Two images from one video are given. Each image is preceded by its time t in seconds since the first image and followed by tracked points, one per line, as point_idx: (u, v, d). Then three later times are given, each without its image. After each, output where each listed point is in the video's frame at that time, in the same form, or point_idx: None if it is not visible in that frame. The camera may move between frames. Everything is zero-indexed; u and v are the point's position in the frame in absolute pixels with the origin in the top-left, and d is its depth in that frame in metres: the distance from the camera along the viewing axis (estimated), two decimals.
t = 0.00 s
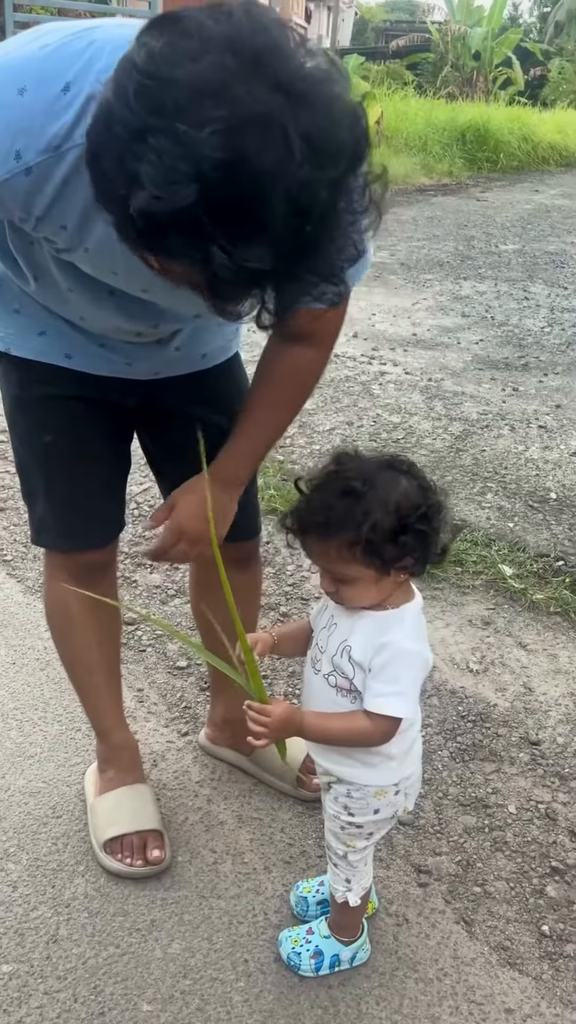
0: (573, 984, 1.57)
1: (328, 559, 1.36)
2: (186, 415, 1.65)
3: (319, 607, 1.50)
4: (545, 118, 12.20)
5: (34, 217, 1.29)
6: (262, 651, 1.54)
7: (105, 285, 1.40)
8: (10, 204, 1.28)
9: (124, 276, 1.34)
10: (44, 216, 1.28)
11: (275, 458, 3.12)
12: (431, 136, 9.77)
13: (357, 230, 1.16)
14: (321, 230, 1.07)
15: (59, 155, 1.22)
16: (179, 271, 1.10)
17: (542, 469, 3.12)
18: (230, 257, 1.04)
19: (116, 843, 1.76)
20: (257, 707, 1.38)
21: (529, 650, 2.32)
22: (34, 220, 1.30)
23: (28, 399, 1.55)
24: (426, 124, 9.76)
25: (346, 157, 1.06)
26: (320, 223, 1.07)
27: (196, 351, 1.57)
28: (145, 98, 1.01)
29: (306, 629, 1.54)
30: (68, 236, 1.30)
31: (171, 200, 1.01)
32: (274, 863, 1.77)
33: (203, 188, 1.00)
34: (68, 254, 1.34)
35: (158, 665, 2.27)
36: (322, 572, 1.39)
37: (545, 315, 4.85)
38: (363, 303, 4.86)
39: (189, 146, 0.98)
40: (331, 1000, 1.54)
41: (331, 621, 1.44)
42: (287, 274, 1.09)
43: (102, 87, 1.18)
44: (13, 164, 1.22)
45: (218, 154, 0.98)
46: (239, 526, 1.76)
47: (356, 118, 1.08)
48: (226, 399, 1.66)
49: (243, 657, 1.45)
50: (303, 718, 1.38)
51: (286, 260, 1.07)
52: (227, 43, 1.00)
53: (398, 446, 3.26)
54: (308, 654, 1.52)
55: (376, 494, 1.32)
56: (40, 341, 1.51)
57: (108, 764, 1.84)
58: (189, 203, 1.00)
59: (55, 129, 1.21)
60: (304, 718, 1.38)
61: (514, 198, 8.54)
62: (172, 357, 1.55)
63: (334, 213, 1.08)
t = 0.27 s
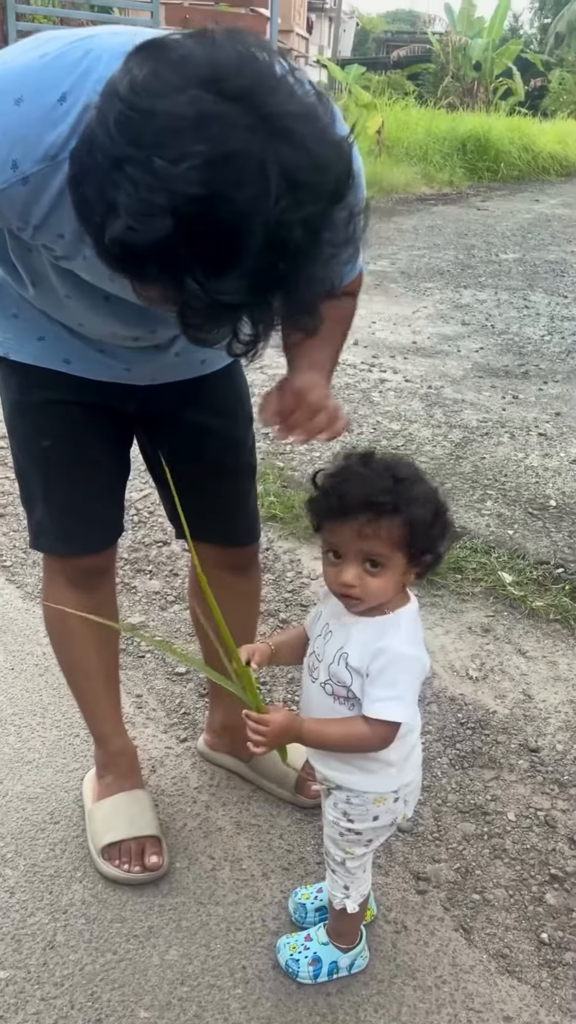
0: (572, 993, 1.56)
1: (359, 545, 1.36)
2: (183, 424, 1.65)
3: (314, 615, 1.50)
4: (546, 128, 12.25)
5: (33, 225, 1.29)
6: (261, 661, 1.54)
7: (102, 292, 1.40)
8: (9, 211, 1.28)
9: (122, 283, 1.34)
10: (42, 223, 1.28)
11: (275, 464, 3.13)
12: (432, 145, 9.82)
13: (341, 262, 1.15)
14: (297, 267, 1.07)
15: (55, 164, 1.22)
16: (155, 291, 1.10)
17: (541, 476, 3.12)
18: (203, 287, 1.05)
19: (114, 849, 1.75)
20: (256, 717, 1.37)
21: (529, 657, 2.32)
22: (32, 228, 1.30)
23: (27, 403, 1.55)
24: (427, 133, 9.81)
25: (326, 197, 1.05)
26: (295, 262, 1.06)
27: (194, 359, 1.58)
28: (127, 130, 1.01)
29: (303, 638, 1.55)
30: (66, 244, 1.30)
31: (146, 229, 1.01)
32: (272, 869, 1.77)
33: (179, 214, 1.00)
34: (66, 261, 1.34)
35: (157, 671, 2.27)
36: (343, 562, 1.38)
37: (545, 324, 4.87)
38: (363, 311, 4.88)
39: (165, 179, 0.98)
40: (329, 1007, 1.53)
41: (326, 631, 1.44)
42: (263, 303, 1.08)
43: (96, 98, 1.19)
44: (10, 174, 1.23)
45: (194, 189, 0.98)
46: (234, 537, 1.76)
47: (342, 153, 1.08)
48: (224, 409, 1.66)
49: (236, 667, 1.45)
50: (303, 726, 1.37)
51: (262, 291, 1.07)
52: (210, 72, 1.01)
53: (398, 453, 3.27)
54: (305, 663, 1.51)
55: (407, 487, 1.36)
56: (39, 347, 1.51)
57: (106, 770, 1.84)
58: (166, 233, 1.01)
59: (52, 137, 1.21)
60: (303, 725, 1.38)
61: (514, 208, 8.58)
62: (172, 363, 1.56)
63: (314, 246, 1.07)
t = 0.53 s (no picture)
0: (570, 1003, 1.56)
1: (376, 542, 1.35)
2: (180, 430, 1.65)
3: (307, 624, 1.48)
4: (544, 139, 12.32)
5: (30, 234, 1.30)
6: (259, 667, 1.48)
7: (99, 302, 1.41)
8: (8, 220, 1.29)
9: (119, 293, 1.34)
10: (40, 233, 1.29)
11: (274, 473, 3.13)
12: (431, 156, 9.87)
13: (333, 266, 1.14)
14: (289, 269, 1.06)
15: (52, 173, 1.22)
16: (149, 301, 1.10)
17: (540, 485, 3.13)
18: (193, 292, 1.03)
19: (111, 858, 1.75)
20: (276, 730, 1.33)
21: (527, 666, 2.32)
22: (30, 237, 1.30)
23: (27, 412, 1.56)
24: (426, 144, 9.86)
25: (316, 196, 1.05)
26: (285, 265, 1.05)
27: (190, 368, 1.58)
28: (114, 137, 1.02)
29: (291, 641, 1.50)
30: (64, 253, 1.30)
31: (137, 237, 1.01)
32: (269, 879, 1.77)
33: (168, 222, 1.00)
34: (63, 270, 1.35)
35: (154, 679, 2.26)
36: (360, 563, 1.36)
37: (543, 333, 4.88)
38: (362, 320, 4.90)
39: (151, 185, 0.99)
40: (327, 1018, 1.53)
41: (330, 645, 1.42)
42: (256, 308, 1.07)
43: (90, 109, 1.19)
44: (7, 184, 1.24)
45: (179, 193, 0.98)
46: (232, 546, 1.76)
47: (330, 155, 1.08)
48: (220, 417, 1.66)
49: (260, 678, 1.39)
50: (318, 735, 1.35)
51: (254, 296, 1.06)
52: (197, 79, 1.02)
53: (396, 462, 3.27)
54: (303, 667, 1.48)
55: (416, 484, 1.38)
56: (38, 357, 1.52)
57: (103, 779, 1.84)
58: (154, 236, 1.01)
59: (48, 147, 1.21)
60: (319, 734, 1.35)
61: (513, 218, 8.62)
62: (169, 371, 1.56)
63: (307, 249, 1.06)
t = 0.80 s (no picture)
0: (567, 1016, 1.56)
1: (383, 549, 1.36)
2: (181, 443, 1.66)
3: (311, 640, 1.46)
4: (539, 151, 12.40)
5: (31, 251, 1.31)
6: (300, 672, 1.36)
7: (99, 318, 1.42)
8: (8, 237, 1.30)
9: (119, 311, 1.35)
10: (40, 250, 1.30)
11: (271, 484, 3.14)
12: (426, 168, 9.93)
13: (334, 277, 1.15)
14: (290, 281, 1.06)
15: (53, 193, 1.23)
16: (153, 316, 1.11)
17: (535, 496, 3.14)
18: (197, 306, 1.04)
19: (108, 871, 1.74)
20: (348, 738, 1.28)
21: (524, 677, 2.33)
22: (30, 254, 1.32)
23: (26, 425, 1.57)
24: (421, 156, 9.93)
25: (316, 210, 1.06)
26: (286, 277, 1.06)
27: (190, 381, 1.59)
28: (116, 154, 1.03)
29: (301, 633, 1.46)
30: (65, 270, 1.31)
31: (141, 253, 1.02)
32: (266, 892, 1.77)
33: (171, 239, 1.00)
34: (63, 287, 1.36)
35: (152, 691, 2.27)
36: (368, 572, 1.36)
37: (539, 344, 4.91)
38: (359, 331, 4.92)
39: (155, 200, 1.00)
40: None
41: (344, 662, 1.41)
42: (258, 321, 1.08)
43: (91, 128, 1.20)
44: (8, 201, 1.26)
45: (183, 207, 0.99)
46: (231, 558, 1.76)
47: (330, 169, 1.10)
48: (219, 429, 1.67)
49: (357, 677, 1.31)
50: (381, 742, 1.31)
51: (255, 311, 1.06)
52: (197, 96, 1.04)
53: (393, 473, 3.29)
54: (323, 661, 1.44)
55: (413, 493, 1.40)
56: (37, 372, 1.53)
57: (100, 791, 1.84)
58: (157, 251, 1.01)
59: (49, 168, 1.22)
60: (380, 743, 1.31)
61: (508, 230, 8.67)
62: (168, 385, 1.57)
63: (306, 262, 1.07)
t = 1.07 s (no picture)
0: None
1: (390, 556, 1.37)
2: (180, 451, 1.67)
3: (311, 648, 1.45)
4: (534, 160, 12.46)
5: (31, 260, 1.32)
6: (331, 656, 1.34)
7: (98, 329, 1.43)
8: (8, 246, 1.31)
9: (118, 318, 1.36)
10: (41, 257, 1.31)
11: (268, 493, 3.15)
12: (421, 177, 9.98)
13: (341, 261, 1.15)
14: (299, 257, 1.06)
15: (55, 201, 1.24)
16: (159, 299, 1.10)
17: (532, 504, 3.15)
18: (207, 280, 1.03)
19: (106, 881, 1.75)
20: (380, 723, 1.28)
21: (521, 685, 2.33)
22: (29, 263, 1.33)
23: (25, 436, 1.57)
24: (417, 165, 9.98)
25: (322, 190, 1.07)
26: (295, 250, 1.06)
27: (189, 390, 1.61)
28: (123, 133, 1.04)
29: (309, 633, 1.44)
30: (64, 278, 1.33)
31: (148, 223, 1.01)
32: (265, 901, 1.77)
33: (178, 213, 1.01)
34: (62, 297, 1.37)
35: (150, 700, 2.27)
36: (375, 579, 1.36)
37: (534, 352, 4.92)
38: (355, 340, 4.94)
39: (163, 172, 1.00)
40: None
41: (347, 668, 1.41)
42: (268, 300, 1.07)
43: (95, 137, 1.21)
44: (9, 208, 1.26)
45: (192, 178, 0.99)
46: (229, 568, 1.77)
47: (334, 153, 1.11)
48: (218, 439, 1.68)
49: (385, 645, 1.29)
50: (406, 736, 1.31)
51: (266, 282, 1.05)
52: (203, 77, 1.05)
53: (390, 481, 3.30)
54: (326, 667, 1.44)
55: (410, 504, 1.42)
56: (37, 382, 1.54)
57: (98, 801, 1.84)
58: (165, 225, 1.01)
59: (51, 177, 1.24)
60: (406, 736, 1.30)
61: (504, 238, 8.70)
62: (167, 395, 1.58)
63: (312, 240, 1.08)
